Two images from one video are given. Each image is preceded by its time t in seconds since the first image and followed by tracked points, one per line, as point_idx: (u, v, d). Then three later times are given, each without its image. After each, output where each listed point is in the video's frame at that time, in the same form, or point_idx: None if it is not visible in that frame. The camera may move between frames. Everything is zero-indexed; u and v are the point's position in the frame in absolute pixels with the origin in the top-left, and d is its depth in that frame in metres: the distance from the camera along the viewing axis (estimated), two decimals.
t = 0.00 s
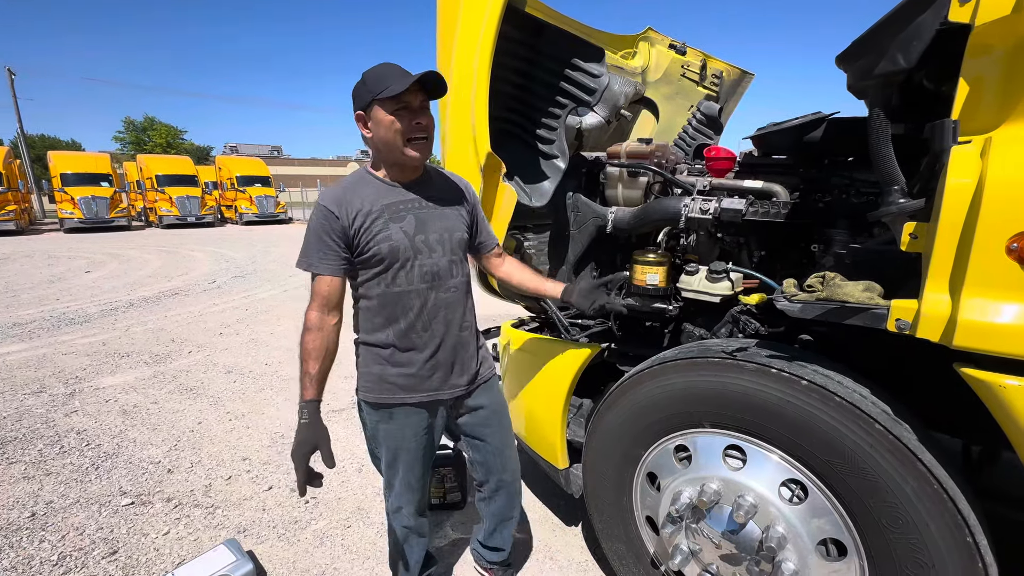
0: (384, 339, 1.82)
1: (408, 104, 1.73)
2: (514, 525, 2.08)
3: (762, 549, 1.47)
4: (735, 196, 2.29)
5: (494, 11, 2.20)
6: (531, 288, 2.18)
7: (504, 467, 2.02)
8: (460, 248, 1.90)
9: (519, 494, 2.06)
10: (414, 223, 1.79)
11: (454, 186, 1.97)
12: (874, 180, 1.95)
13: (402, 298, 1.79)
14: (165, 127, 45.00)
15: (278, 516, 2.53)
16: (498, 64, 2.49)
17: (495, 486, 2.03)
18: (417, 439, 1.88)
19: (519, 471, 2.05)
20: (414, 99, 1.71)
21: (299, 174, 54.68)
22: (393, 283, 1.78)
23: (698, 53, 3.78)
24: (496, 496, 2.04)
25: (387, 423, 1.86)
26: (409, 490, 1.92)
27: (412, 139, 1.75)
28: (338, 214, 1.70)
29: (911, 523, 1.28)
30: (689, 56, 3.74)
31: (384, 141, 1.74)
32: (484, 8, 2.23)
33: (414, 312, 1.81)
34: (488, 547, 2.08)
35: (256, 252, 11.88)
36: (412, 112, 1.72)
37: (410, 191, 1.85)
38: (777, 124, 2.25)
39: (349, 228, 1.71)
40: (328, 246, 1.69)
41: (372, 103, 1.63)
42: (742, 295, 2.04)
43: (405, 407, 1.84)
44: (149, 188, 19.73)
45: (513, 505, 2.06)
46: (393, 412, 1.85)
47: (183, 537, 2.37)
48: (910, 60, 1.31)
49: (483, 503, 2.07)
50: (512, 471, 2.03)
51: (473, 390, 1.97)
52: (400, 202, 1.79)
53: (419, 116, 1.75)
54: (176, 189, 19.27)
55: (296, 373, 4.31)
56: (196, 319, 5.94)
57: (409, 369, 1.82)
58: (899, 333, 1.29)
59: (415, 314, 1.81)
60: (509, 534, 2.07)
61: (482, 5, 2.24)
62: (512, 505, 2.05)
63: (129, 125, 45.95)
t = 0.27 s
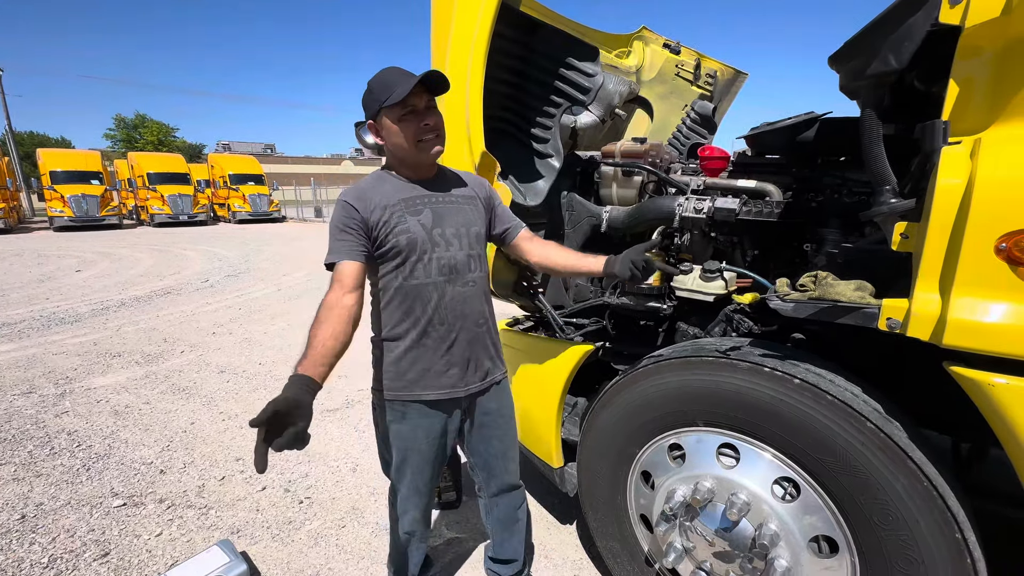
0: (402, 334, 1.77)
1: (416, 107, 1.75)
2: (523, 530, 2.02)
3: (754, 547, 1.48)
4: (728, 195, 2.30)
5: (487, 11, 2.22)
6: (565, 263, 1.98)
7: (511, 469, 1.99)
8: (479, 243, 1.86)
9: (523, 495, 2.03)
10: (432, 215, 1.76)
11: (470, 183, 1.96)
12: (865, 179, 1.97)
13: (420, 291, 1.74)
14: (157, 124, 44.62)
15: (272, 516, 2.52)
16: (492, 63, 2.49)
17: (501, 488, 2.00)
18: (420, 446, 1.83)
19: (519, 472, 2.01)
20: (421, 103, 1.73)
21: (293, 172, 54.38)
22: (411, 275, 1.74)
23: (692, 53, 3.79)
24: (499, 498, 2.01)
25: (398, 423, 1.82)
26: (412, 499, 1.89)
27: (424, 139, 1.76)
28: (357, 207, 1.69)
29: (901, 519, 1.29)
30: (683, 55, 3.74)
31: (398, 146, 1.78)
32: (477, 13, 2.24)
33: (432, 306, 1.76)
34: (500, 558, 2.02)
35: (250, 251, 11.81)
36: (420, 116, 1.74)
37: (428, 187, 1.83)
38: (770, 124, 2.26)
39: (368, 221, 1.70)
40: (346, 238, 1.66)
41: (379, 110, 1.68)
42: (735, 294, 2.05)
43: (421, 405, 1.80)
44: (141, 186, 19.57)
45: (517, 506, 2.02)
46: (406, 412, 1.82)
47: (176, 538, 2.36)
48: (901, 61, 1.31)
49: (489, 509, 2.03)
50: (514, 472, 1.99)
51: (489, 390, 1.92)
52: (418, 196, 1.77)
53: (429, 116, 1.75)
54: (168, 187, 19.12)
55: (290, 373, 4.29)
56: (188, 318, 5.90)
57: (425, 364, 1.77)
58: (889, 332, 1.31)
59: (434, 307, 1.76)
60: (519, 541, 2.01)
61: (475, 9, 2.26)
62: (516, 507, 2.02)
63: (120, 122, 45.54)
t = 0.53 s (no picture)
0: (429, 324, 1.76)
1: (451, 105, 1.72)
2: (524, 524, 2.03)
3: (745, 539, 1.50)
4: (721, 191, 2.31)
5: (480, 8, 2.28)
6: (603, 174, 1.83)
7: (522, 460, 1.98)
8: (509, 235, 1.80)
9: (530, 489, 2.03)
10: (460, 208, 1.72)
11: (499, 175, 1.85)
12: (857, 175, 1.99)
13: (446, 283, 1.71)
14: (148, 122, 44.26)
15: (266, 513, 2.51)
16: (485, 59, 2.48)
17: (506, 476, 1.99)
18: (440, 436, 1.79)
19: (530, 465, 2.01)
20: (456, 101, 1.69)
21: (286, 170, 54.11)
22: (438, 268, 1.71)
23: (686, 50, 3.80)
24: (506, 487, 2.01)
25: (421, 410, 1.79)
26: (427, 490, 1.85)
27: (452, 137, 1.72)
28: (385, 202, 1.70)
29: (889, 510, 1.31)
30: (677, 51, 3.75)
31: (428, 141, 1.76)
32: (468, 11, 2.30)
33: (458, 298, 1.73)
34: (498, 550, 2.03)
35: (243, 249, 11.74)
36: (452, 113, 1.70)
37: (459, 179, 1.78)
38: (762, 120, 2.27)
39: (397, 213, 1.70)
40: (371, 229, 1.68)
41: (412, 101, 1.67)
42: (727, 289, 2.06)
43: (444, 390, 1.77)
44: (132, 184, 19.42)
45: (522, 500, 2.02)
46: (431, 400, 1.78)
47: (168, 536, 2.35)
48: (890, 56, 1.31)
49: (493, 497, 2.03)
50: (525, 465, 1.98)
51: (513, 386, 1.89)
52: (446, 188, 1.73)
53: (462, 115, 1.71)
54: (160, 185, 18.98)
55: (283, 370, 4.28)
56: (181, 317, 5.87)
57: (450, 356, 1.75)
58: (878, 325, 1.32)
59: (460, 301, 1.72)
60: (518, 534, 2.02)
61: (465, 8, 2.32)
62: (522, 499, 2.02)
63: (111, 120, 45.14)
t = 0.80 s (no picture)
0: (439, 322, 1.75)
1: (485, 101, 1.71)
2: (525, 524, 2.03)
3: (740, 534, 1.51)
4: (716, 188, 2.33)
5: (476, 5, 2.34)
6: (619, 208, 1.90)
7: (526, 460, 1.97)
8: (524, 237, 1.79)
9: (533, 490, 2.03)
10: (478, 207, 1.71)
11: (521, 177, 1.87)
12: (850, 173, 2.01)
13: (458, 281, 1.71)
14: (140, 119, 43.91)
15: (262, 512, 2.51)
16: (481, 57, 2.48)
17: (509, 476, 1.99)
18: (454, 434, 1.78)
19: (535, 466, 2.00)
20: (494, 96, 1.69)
21: (281, 168, 53.84)
22: (450, 266, 1.70)
23: (681, 48, 3.81)
24: (509, 488, 2.01)
25: (432, 409, 1.79)
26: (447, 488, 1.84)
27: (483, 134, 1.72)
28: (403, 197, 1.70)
29: (883, 504, 1.32)
30: (673, 49, 3.75)
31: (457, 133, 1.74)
32: (463, 13, 2.38)
33: (469, 297, 1.72)
34: (497, 548, 2.03)
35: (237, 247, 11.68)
36: (488, 109, 1.70)
37: (478, 178, 1.77)
38: (757, 118, 2.29)
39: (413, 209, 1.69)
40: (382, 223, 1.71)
41: (452, 91, 1.65)
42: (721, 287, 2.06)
43: (455, 389, 1.76)
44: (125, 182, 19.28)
45: (525, 500, 2.02)
46: (442, 400, 1.78)
47: (163, 536, 2.34)
48: (883, 55, 1.33)
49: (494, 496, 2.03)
50: (529, 465, 1.97)
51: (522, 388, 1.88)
52: (465, 186, 1.72)
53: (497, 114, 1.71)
54: (153, 183, 18.85)
55: (279, 369, 4.27)
56: (174, 315, 5.84)
57: (459, 355, 1.75)
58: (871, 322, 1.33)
59: (470, 300, 1.72)
60: (518, 534, 2.02)
61: (461, 10, 2.39)
62: (525, 500, 2.01)
63: (102, 117, 44.75)
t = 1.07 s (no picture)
0: (446, 324, 1.74)
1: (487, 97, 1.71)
2: (527, 526, 2.04)
3: (737, 529, 1.51)
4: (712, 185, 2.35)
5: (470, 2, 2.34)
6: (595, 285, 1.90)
7: (530, 463, 1.98)
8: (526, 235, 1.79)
9: (535, 495, 2.03)
10: (481, 205, 1.70)
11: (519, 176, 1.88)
12: (846, 169, 2.01)
13: (464, 280, 1.70)
14: (133, 118, 43.61)
15: (258, 511, 2.50)
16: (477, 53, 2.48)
17: (513, 479, 1.99)
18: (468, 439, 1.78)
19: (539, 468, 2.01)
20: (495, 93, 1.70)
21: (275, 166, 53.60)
22: (455, 265, 1.69)
23: (677, 44, 3.82)
24: (513, 491, 2.01)
25: (439, 412, 1.78)
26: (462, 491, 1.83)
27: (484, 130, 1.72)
28: (405, 198, 1.67)
29: (879, 499, 1.33)
30: (668, 46, 3.77)
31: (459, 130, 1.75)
32: (458, 6, 2.37)
33: (475, 296, 1.71)
34: (498, 548, 2.04)
35: (232, 246, 11.62)
36: (490, 105, 1.70)
37: (479, 176, 1.76)
38: (753, 115, 2.31)
39: (416, 209, 1.67)
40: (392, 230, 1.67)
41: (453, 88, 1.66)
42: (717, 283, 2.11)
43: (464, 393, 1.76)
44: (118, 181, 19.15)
45: (528, 505, 2.02)
46: (449, 402, 1.77)
47: (159, 536, 2.33)
48: (878, 50, 1.32)
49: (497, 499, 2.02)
50: (533, 467, 1.98)
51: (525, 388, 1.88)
52: (467, 185, 1.71)
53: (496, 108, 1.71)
54: (146, 181, 18.73)
55: (274, 368, 4.25)
56: (169, 315, 5.81)
57: (465, 355, 1.74)
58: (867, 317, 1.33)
59: (476, 299, 1.71)
60: (520, 535, 2.03)
61: (456, 6, 2.39)
62: (527, 505, 2.02)
63: (95, 116, 44.41)
